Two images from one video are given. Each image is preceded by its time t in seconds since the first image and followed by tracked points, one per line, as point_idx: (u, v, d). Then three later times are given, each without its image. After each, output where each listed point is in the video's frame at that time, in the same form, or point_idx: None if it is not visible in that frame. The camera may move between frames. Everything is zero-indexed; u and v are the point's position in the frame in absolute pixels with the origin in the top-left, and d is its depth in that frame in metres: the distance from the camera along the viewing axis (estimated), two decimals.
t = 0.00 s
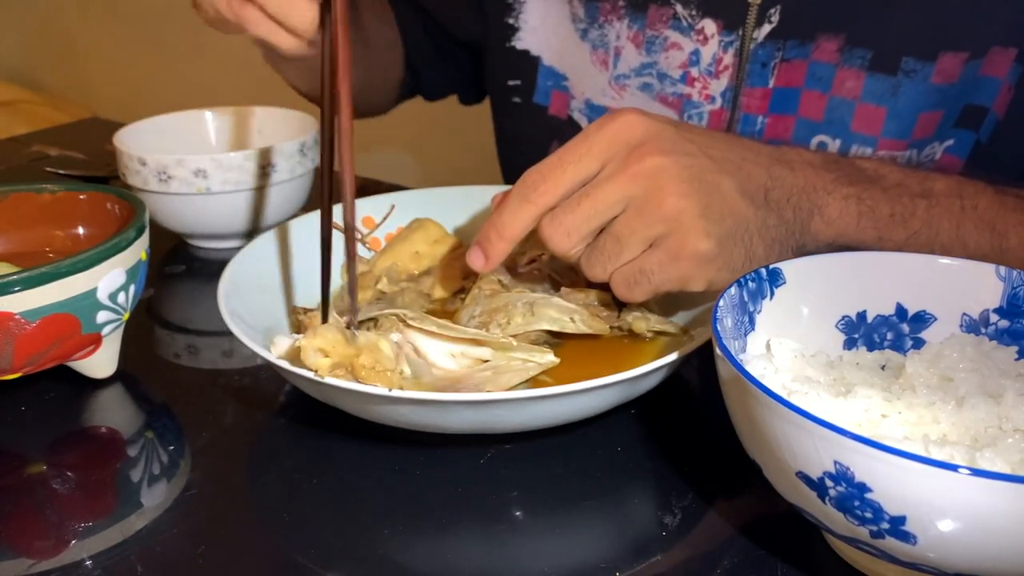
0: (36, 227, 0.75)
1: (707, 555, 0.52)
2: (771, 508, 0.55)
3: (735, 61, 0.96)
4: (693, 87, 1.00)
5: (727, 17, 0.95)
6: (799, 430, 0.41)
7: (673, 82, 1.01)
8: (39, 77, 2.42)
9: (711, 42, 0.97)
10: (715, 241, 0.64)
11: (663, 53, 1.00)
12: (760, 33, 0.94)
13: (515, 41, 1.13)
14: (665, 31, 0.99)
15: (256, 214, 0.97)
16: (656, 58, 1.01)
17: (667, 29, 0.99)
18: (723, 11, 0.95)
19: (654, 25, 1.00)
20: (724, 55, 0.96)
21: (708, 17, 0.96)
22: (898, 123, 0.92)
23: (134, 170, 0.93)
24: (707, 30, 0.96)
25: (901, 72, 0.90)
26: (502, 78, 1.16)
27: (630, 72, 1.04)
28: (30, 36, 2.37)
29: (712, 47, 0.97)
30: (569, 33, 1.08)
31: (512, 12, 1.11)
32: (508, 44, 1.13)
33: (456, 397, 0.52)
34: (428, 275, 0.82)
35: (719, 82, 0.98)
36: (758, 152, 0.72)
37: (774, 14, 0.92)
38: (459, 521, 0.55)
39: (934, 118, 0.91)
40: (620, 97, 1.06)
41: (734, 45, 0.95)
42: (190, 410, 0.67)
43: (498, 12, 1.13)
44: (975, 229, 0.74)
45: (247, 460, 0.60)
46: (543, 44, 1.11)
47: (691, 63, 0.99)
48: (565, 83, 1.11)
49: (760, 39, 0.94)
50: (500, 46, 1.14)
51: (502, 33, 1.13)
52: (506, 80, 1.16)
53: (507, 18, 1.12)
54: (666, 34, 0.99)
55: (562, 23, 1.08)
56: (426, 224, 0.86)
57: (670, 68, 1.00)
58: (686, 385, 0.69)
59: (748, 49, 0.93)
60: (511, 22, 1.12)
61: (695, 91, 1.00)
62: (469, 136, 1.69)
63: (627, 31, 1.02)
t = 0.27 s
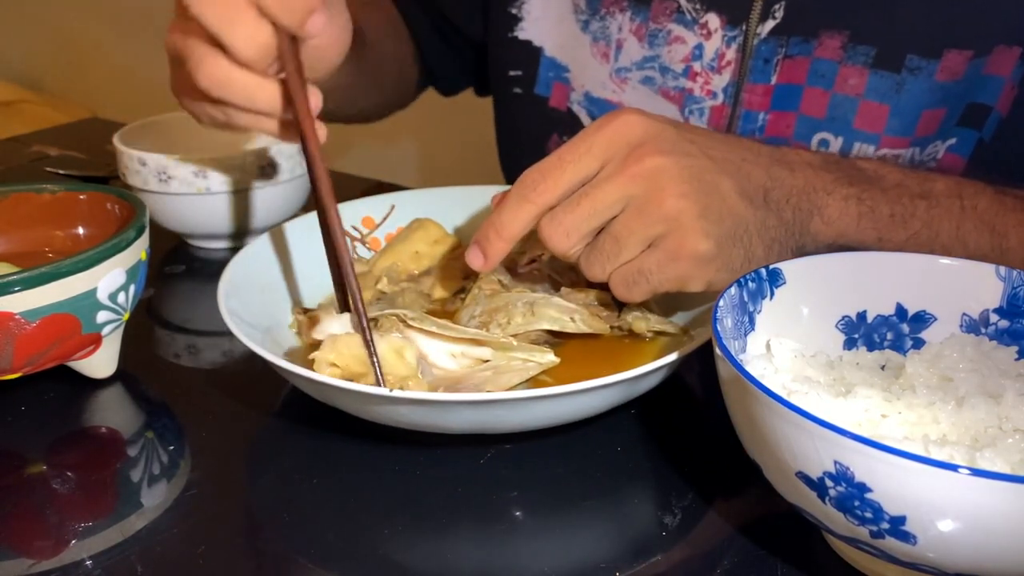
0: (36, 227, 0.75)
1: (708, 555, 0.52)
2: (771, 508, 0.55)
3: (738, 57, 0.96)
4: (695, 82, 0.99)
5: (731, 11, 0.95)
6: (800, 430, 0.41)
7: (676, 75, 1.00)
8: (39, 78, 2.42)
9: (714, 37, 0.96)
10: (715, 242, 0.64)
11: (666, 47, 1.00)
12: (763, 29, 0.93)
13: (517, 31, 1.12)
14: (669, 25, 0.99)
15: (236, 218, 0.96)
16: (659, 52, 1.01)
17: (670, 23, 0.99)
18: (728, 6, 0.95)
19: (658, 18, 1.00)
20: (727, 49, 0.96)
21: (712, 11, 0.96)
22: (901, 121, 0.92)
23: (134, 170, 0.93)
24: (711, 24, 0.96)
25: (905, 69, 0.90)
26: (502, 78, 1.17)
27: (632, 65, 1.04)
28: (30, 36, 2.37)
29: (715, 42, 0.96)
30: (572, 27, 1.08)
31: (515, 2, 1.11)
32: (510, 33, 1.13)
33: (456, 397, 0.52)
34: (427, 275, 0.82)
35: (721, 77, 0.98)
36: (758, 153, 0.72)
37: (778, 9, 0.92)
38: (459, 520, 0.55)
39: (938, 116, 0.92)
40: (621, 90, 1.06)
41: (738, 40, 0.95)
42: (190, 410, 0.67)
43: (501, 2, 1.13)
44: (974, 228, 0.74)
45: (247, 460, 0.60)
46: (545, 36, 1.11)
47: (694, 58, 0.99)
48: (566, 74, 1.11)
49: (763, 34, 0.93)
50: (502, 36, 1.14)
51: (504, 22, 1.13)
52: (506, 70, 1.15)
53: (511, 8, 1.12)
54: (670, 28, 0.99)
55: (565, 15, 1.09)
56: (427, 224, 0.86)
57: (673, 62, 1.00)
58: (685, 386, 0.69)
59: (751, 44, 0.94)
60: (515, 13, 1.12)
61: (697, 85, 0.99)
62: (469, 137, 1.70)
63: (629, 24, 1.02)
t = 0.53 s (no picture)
0: (36, 227, 0.75)
1: (708, 555, 0.52)
2: (771, 508, 0.55)
3: (741, 53, 0.95)
4: (699, 79, 0.99)
5: (736, 8, 0.94)
6: (800, 430, 0.40)
7: (680, 72, 1.00)
8: (39, 77, 2.42)
9: (718, 34, 0.96)
10: (714, 241, 0.64)
11: (670, 43, 1.00)
12: (766, 26, 0.93)
13: (526, 25, 1.13)
14: (673, 21, 0.99)
15: (221, 221, 0.96)
16: (663, 48, 1.00)
17: (675, 19, 0.98)
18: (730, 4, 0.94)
19: (662, 14, 0.99)
20: (730, 47, 0.96)
21: (716, 8, 0.95)
22: (905, 119, 0.92)
23: (133, 170, 0.93)
24: (716, 21, 0.95)
25: (909, 68, 0.90)
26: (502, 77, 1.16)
27: (636, 61, 1.03)
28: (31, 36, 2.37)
29: (719, 39, 0.96)
30: (578, 22, 1.08)
31: None
32: (519, 28, 1.14)
33: (457, 396, 0.52)
34: (428, 275, 0.82)
35: (725, 74, 0.97)
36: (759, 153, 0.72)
37: (781, 6, 0.92)
38: (460, 520, 0.55)
39: (940, 115, 0.92)
40: (624, 86, 1.06)
41: (741, 37, 0.95)
42: (190, 410, 0.67)
43: None
44: (974, 227, 0.74)
45: (247, 460, 0.60)
46: (552, 31, 1.12)
47: (698, 55, 0.98)
48: (571, 70, 1.11)
49: (766, 32, 0.93)
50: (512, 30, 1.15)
51: (514, 16, 1.14)
52: (515, 65, 1.18)
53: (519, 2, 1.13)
54: (674, 23, 0.99)
55: (572, 10, 1.09)
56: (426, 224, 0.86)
57: (677, 59, 1.00)
58: (686, 385, 0.69)
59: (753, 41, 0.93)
60: (523, 8, 1.13)
61: (701, 82, 0.99)
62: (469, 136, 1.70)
63: (633, 20, 1.02)
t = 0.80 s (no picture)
0: (36, 227, 0.75)
1: (708, 555, 0.52)
2: (771, 508, 0.55)
3: (742, 56, 0.95)
4: (701, 82, 0.99)
5: (738, 10, 0.94)
6: (800, 430, 0.41)
7: (681, 75, 1.00)
8: (39, 78, 2.42)
9: (720, 37, 0.96)
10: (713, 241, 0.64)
11: (671, 48, 1.00)
12: (767, 28, 0.93)
13: (530, 33, 1.14)
14: (674, 25, 0.99)
15: (223, 220, 0.96)
16: (664, 53, 1.01)
17: (675, 24, 0.99)
18: (731, 7, 0.94)
19: (663, 19, 0.99)
20: (732, 49, 0.96)
21: (717, 12, 0.95)
22: (906, 120, 0.92)
23: (134, 170, 0.93)
24: (717, 25, 0.96)
25: (909, 68, 0.90)
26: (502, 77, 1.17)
27: (638, 66, 1.04)
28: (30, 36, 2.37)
29: (721, 42, 0.96)
30: (580, 30, 1.09)
31: (527, 4, 1.12)
32: (523, 36, 1.15)
33: (458, 397, 0.52)
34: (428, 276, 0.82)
35: (726, 77, 0.97)
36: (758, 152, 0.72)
37: (782, 9, 0.92)
38: (460, 520, 0.55)
39: (940, 116, 0.92)
40: (627, 91, 1.06)
41: (743, 39, 0.95)
42: (190, 410, 0.67)
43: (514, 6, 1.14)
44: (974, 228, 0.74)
45: (247, 460, 0.60)
46: (555, 38, 1.12)
47: (699, 58, 0.98)
48: (575, 77, 1.12)
49: (767, 34, 0.93)
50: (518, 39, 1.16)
51: (517, 25, 1.15)
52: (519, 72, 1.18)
53: (522, 11, 1.13)
54: (675, 28, 0.99)
55: (574, 16, 1.09)
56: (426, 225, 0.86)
57: (679, 63, 1.00)
58: (686, 385, 0.69)
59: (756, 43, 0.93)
60: (526, 15, 1.13)
61: (703, 85, 0.99)
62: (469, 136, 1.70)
63: (635, 25, 1.02)
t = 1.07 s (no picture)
0: (36, 227, 0.75)
1: (708, 555, 0.52)
2: (771, 507, 0.55)
3: (741, 51, 0.95)
4: (701, 80, 0.99)
5: (733, 7, 0.95)
6: (800, 431, 0.40)
7: (680, 76, 1.01)
8: (39, 77, 2.42)
9: (716, 34, 0.96)
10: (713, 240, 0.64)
11: (669, 50, 1.00)
12: (765, 20, 0.93)
13: (526, 50, 1.14)
14: (670, 28, 0.99)
15: (201, 221, 0.95)
16: (662, 55, 1.01)
17: (671, 26, 0.99)
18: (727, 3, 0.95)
19: (659, 22, 1.00)
20: (730, 45, 0.96)
21: (712, 10, 0.96)
22: (902, 100, 0.92)
23: (133, 170, 0.93)
24: (712, 22, 0.96)
25: (902, 48, 0.90)
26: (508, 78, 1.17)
27: (637, 71, 1.04)
28: (31, 36, 2.37)
29: (718, 39, 0.97)
30: (577, 40, 1.09)
31: (523, 21, 1.12)
32: (521, 53, 1.15)
33: (457, 396, 0.52)
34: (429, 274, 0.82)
35: (726, 73, 0.97)
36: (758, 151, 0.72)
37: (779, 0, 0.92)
38: (460, 520, 0.55)
39: (931, 96, 0.92)
40: (627, 97, 1.06)
41: (741, 34, 0.95)
42: (190, 410, 0.67)
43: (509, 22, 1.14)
44: (973, 228, 0.74)
45: (247, 460, 0.60)
46: (550, 53, 1.12)
47: (697, 57, 0.99)
48: (575, 89, 1.12)
49: (766, 26, 0.93)
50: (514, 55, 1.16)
51: (513, 42, 1.15)
52: (518, 88, 1.18)
53: (517, 28, 1.13)
54: (672, 30, 0.99)
55: (570, 27, 1.10)
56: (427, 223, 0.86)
57: (677, 64, 1.00)
58: (686, 386, 0.69)
59: (756, 36, 0.92)
60: (522, 32, 1.13)
61: (703, 84, 0.99)
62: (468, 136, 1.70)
63: (632, 32, 1.03)
